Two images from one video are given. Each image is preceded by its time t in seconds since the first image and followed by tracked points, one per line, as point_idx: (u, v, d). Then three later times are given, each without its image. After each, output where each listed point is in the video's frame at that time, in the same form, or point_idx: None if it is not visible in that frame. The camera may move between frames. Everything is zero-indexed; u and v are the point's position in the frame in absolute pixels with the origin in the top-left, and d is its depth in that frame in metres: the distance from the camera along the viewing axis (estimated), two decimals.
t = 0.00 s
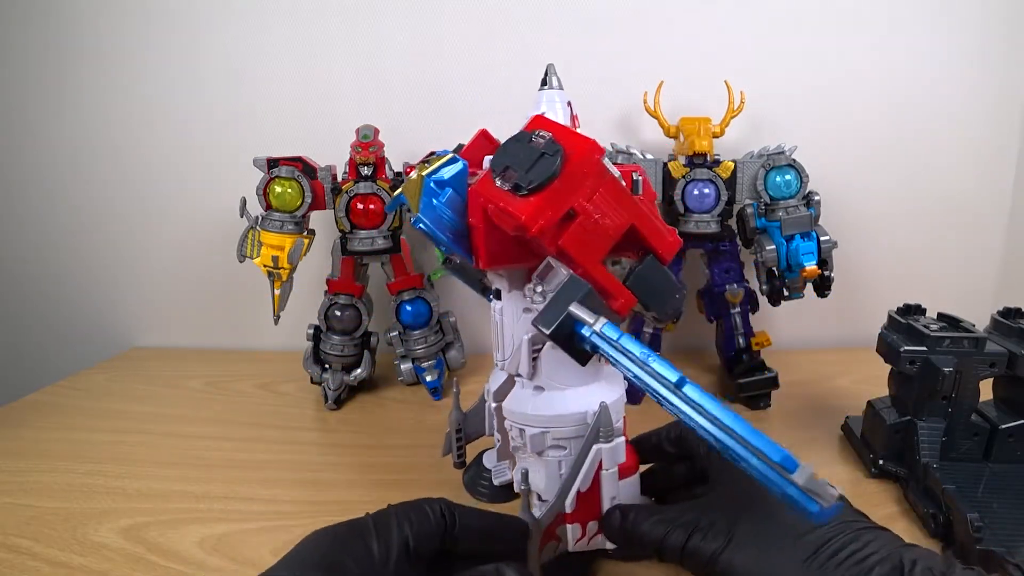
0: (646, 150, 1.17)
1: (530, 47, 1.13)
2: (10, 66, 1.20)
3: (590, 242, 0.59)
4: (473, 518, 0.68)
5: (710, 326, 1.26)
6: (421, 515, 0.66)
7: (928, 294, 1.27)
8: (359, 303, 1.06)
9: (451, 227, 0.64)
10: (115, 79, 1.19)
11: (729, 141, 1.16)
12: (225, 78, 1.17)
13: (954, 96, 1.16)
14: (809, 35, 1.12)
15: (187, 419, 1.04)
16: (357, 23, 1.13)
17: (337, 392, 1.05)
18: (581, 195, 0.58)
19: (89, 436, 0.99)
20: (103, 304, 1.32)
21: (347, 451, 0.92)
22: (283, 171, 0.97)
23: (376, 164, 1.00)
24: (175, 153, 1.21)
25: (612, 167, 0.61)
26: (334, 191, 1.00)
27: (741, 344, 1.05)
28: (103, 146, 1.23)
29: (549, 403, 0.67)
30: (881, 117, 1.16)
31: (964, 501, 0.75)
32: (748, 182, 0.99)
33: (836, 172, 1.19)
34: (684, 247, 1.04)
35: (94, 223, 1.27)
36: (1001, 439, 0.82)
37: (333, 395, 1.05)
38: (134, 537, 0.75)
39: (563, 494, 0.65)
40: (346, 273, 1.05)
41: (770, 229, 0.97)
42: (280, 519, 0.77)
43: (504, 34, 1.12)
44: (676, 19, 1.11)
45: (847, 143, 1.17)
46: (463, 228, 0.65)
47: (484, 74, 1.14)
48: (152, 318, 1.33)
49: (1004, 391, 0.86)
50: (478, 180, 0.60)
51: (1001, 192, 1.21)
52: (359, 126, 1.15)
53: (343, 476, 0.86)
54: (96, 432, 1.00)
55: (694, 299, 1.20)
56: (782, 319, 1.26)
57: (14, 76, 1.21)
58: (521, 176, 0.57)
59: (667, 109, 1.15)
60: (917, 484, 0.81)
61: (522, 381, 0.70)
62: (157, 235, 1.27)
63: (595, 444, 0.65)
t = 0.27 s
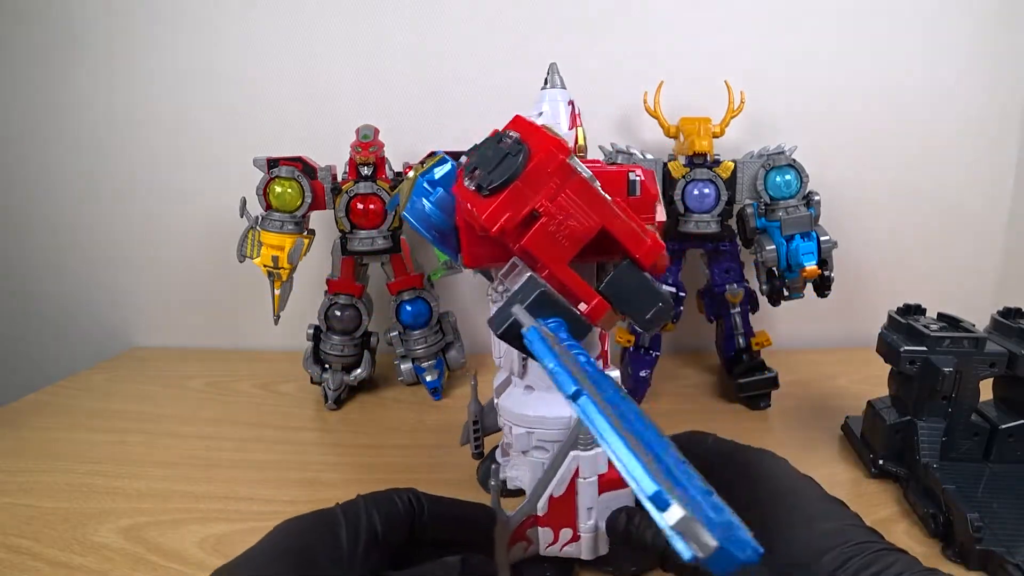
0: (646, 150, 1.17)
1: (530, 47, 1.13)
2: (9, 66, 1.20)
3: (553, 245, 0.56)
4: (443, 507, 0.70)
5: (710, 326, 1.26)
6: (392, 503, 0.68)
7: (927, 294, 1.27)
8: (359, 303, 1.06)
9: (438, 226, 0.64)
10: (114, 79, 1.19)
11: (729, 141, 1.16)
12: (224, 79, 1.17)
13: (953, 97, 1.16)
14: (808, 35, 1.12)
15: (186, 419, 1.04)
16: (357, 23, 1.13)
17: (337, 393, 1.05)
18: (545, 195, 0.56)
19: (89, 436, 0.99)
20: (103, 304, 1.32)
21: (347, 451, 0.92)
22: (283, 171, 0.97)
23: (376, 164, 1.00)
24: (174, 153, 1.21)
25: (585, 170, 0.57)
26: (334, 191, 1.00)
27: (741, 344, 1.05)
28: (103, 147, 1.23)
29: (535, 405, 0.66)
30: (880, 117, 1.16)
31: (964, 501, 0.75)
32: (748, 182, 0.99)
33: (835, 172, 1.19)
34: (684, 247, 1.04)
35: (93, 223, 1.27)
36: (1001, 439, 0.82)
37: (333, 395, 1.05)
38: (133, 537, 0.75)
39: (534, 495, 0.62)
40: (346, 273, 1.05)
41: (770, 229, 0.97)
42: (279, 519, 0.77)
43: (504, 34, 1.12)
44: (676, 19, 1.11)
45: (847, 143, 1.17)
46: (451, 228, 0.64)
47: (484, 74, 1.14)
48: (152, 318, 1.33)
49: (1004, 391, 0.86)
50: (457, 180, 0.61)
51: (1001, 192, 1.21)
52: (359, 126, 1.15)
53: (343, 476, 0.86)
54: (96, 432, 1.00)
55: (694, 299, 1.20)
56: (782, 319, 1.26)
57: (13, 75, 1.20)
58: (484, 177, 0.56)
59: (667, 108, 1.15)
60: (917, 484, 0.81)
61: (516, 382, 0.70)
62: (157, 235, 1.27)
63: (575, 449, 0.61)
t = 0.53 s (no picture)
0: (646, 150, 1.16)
1: (529, 47, 1.13)
2: (10, 67, 1.20)
3: (468, 244, 0.53)
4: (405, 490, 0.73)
5: (710, 326, 1.26)
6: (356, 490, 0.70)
7: (927, 294, 1.27)
8: (359, 303, 1.06)
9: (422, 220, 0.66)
10: (115, 80, 1.19)
11: (729, 141, 1.16)
12: (225, 79, 1.17)
13: (952, 97, 1.16)
14: (808, 36, 1.12)
15: (186, 419, 1.04)
16: (357, 24, 1.13)
17: (337, 392, 1.05)
18: (462, 194, 0.54)
19: (88, 436, 0.99)
20: (103, 304, 1.32)
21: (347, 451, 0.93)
22: (283, 171, 0.97)
23: (376, 164, 1.00)
24: (174, 153, 1.21)
25: (504, 172, 0.53)
26: (334, 191, 1.00)
27: (741, 344, 1.05)
28: (103, 147, 1.23)
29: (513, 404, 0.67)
30: (880, 117, 1.16)
31: (964, 501, 0.75)
32: (748, 182, 0.98)
33: (835, 172, 1.19)
34: (684, 247, 1.04)
35: (94, 223, 1.27)
36: (1001, 439, 0.82)
37: (334, 395, 1.05)
38: (133, 536, 0.75)
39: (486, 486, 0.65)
40: (346, 273, 1.05)
41: (770, 229, 0.97)
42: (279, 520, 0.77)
43: (503, 35, 1.12)
44: (676, 19, 1.11)
45: (847, 144, 1.17)
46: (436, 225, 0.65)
47: (483, 74, 1.14)
48: (152, 318, 1.33)
49: (1004, 391, 0.86)
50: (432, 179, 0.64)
51: (1001, 192, 1.21)
52: (359, 126, 1.15)
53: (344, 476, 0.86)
54: (96, 432, 1.00)
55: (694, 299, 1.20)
56: (782, 319, 1.26)
57: (13, 75, 1.20)
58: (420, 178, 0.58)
59: (667, 108, 1.15)
60: (917, 484, 0.81)
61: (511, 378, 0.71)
62: (157, 235, 1.27)
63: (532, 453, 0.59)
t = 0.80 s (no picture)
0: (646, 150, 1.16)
1: (529, 47, 1.13)
2: (10, 67, 1.20)
3: (444, 241, 0.57)
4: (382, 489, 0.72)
5: (710, 326, 1.26)
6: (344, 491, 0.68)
7: (927, 295, 1.27)
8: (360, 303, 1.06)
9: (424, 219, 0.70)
10: (114, 80, 1.19)
11: (729, 141, 1.16)
12: (224, 79, 1.17)
13: (952, 97, 1.16)
14: (808, 36, 1.12)
15: (186, 419, 1.04)
16: (357, 24, 1.13)
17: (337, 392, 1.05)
18: (438, 194, 0.57)
19: (88, 436, 0.99)
20: (103, 304, 1.32)
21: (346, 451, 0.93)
22: (283, 171, 0.97)
23: (376, 164, 1.00)
24: (174, 153, 1.21)
25: (478, 173, 0.55)
26: (334, 191, 1.00)
27: (741, 344, 1.05)
28: (103, 147, 1.23)
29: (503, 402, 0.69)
30: (880, 117, 1.16)
31: (964, 500, 0.75)
32: (748, 182, 0.98)
33: (835, 172, 1.19)
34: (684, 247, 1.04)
35: (93, 223, 1.27)
36: (1001, 439, 0.82)
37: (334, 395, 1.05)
38: (133, 537, 0.75)
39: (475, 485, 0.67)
40: (346, 273, 1.05)
41: (770, 228, 0.97)
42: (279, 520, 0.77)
43: (503, 34, 1.12)
44: (675, 19, 1.11)
45: (847, 144, 1.17)
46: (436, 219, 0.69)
47: (483, 75, 1.14)
48: (152, 318, 1.33)
49: (1004, 391, 0.86)
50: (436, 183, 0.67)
51: (1001, 192, 1.21)
52: (359, 126, 1.15)
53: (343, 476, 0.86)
54: (96, 432, 1.00)
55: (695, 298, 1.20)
56: (782, 319, 1.26)
57: (12, 75, 1.20)
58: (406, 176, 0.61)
59: (666, 108, 1.15)
60: (916, 484, 0.81)
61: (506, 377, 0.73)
62: (157, 235, 1.27)
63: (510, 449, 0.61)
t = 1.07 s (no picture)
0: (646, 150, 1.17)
1: (529, 47, 1.13)
2: (10, 66, 1.20)
3: (388, 242, 0.56)
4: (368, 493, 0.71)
5: (710, 326, 1.26)
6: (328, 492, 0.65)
7: (927, 295, 1.27)
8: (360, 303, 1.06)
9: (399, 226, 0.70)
10: (114, 79, 1.19)
11: (729, 141, 1.16)
12: (224, 79, 1.17)
13: (952, 98, 1.16)
14: (808, 37, 1.12)
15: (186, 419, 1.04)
16: (357, 24, 1.13)
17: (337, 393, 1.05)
18: (383, 196, 0.57)
19: (88, 437, 0.99)
20: (102, 304, 1.32)
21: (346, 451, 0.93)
22: (283, 171, 0.97)
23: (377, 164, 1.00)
24: (174, 153, 1.21)
25: (417, 175, 0.55)
26: (334, 191, 1.00)
27: (741, 344, 1.05)
28: (103, 147, 1.23)
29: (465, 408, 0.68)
30: (880, 118, 1.16)
31: (964, 500, 0.75)
32: (748, 182, 0.98)
33: (836, 172, 1.19)
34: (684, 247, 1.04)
35: (93, 223, 1.27)
36: (1001, 439, 0.82)
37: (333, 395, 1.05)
38: (133, 536, 0.75)
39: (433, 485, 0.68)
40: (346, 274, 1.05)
41: (770, 228, 0.97)
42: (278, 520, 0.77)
43: (503, 35, 1.12)
44: (676, 19, 1.11)
45: (847, 144, 1.17)
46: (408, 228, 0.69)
47: (483, 75, 1.14)
48: (151, 318, 1.33)
49: (1004, 391, 0.86)
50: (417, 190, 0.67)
51: (1000, 192, 1.21)
52: (359, 126, 1.15)
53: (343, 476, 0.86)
54: (96, 433, 1.00)
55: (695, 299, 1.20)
56: (782, 319, 1.26)
57: (11, 75, 1.20)
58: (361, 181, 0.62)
59: (667, 108, 1.15)
60: (916, 484, 0.81)
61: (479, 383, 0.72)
62: (156, 235, 1.27)
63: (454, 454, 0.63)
